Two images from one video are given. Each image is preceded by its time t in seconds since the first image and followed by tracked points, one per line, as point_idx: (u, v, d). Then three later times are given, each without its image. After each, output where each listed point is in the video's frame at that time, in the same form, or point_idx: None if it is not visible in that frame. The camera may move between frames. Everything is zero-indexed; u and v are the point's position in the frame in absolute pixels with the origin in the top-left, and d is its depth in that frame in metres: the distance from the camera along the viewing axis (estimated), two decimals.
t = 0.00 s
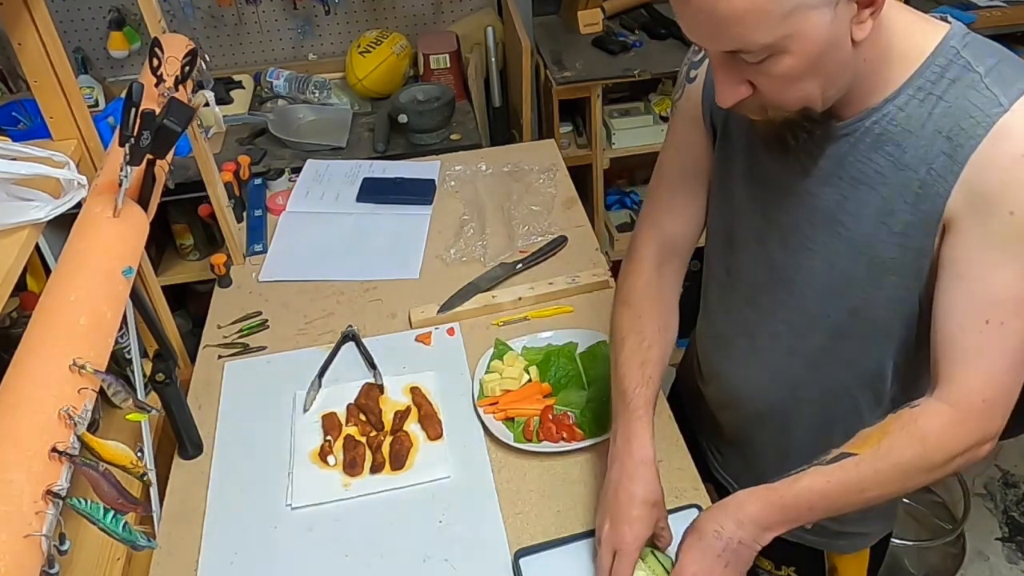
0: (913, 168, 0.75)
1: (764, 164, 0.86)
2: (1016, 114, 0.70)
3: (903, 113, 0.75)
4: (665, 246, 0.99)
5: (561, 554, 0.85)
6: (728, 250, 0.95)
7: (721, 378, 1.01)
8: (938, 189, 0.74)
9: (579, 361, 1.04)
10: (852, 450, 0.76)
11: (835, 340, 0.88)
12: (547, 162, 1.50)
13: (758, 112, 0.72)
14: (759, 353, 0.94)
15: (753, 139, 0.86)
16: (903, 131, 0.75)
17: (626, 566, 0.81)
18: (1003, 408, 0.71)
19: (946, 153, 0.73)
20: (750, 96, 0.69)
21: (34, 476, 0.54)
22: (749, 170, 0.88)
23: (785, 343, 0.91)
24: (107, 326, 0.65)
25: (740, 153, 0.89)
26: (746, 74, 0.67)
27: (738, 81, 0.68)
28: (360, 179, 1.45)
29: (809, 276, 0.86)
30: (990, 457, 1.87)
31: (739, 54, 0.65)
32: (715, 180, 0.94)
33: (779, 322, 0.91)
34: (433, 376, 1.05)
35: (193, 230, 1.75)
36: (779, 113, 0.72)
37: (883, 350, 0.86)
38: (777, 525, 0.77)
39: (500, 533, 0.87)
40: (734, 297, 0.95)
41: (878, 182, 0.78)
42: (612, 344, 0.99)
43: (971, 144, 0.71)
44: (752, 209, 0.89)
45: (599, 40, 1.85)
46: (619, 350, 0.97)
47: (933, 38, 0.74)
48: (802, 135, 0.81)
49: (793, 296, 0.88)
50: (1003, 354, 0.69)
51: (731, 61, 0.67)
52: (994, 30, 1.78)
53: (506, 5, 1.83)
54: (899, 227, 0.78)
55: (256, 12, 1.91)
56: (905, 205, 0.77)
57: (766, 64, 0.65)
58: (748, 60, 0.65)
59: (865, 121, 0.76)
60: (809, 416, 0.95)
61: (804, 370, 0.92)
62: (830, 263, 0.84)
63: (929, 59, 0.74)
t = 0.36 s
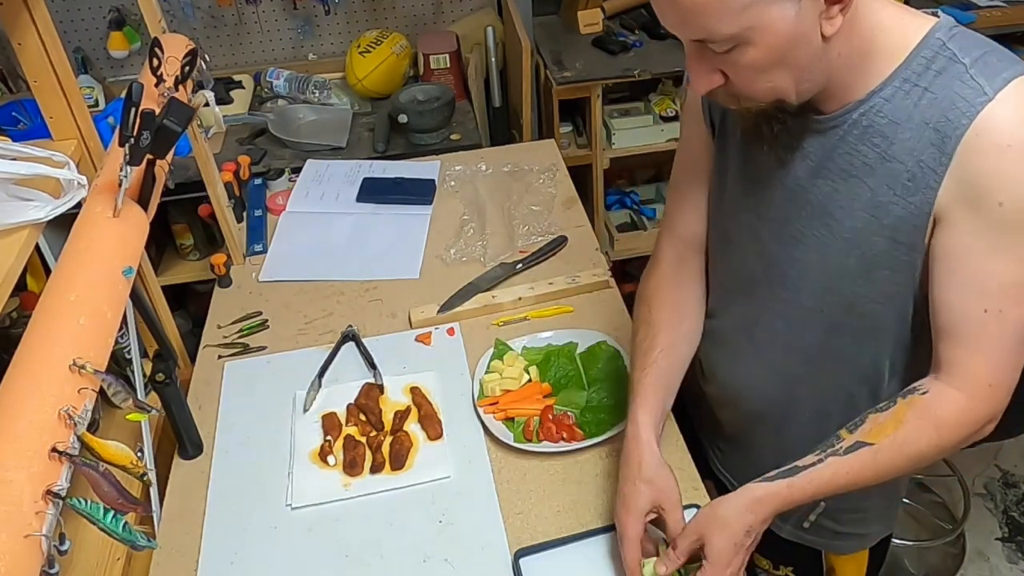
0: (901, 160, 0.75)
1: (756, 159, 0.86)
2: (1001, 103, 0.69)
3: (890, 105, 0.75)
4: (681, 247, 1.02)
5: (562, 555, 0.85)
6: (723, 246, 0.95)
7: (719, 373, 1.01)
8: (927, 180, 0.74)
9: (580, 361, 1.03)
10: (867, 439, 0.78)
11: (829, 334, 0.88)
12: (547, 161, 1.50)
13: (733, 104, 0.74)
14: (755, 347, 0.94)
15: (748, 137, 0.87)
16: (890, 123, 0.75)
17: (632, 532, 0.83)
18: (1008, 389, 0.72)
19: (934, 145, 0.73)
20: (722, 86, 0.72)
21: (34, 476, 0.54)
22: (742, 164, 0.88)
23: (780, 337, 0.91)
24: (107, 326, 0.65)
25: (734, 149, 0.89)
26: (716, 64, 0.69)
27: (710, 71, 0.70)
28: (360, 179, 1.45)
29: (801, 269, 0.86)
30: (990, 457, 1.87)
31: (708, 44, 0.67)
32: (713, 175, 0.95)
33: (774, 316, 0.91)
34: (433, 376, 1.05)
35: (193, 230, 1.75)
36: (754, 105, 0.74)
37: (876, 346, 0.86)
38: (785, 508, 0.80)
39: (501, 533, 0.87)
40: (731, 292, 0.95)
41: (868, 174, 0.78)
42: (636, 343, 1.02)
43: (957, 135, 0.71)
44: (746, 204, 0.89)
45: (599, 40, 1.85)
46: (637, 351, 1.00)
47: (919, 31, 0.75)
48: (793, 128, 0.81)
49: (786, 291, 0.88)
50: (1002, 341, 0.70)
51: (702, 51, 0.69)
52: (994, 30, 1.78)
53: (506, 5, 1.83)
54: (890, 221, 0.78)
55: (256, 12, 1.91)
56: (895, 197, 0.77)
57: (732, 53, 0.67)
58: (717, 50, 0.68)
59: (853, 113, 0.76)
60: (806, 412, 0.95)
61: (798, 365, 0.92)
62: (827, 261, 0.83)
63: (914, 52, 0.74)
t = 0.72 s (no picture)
0: (880, 158, 0.75)
1: (748, 152, 0.87)
2: (977, 107, 0.68)
3: (872, 103, 0.74)
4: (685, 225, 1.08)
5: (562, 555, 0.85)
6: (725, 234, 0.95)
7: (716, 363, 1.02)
8: (905, 180, 0.73)
9: (579, 360, 1.05)
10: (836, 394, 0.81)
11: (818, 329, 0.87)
12: (547, 162, 1.50)
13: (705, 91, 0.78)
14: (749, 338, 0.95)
15: (742, 130, 0.87)
16: (871, 121, 0.75)
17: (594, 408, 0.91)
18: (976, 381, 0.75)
19: (912, 144, 0.72)
20: (692, 75, 0.75)
21: (34, 476, 0.54)
22: (736, 157, 0.89)
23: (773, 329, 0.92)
24: (107, 326, 0.65)
25: (730, 141, 0.90)
26: (686, 55, 0.73)
27: (681, 60, 0.74)
28: (360, 179, 1.45)
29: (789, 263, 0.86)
30: (990, 457, 1.87)
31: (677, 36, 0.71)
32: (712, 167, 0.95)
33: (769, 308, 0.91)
34: (433, 376, 1.05)
35: (193, 230, 1.75)
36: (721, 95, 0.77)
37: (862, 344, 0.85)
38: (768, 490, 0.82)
39: (501, 534, 0.87)
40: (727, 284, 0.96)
41: (849, 170, 0.77)
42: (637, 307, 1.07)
43: (934, 137, 0.71)
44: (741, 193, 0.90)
45: (599, 40, 1.85)
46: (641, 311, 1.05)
47: (907, 30, 0.74)
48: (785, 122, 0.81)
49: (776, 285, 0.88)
50: (972, 339, 0.72)
51: (673, 42, 0.73)
52: (994, 30, 1.78)
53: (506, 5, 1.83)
54: (870, 218, 0.77)
55: (256, 12, 1.91)
56: (875, 195, 0.76)
57: (697, 48, 0.71)
58: (685, 43, 0.71)
59: (836, 110, 0.76)
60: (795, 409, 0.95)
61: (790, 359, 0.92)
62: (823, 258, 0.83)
63: (899, 51, 0.73)
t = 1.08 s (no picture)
0: (824, 151, 0.77)
1: (722, 138, 0.89)
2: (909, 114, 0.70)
3: (822, 99, 0.76)
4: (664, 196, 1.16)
5: (561, 554, 0.85)
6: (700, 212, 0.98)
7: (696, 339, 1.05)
8: (846, 176, 0.75)
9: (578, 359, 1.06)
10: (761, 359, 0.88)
11: (775, 305, 0.91)
12: (547, 162, 1.50)
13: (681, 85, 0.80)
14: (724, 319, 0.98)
15: (718, 117, 0.89)
16: (820, 116, 0.76)
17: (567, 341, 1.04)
18: (890, 367, 0.78)
19: (851, 142, 0.74)
20: (666, 70, 0.78)
21: (34, 476, 0.54)
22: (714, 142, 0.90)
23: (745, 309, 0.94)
24: (106, 326, 0.65)
25: (710, 127, 0.91)
26: (657, 50, 0.76)
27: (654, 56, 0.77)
28: (360, 179, 1.45)
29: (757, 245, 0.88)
30: (990, 457, 1.87)
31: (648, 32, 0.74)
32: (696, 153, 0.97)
33: (739, 281, 0.94)
34: (433, 376, 1.05)
35: (193, 230, 1.75)
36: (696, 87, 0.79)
37: (825, 325, 0.88)
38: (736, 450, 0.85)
39: (501, 534, 0.87)
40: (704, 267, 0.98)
41: (799, 160, 0.79)
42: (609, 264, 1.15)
43: (870, 138, 0.73)
44: (710, 173, 0.93)
45: (599, 41, 1.85)
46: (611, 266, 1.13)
47: (863, 31, 0.75)
48: (746, 108, 0.83)
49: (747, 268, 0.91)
50: (884, 329, 0.75)
51: (645, 39, 0.75)
52: (994, 30, 1.78)
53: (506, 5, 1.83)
54: (815, 208, 0.79)
55: (256, 12, 1.91)
56: (819, 186, 0.78)
57: (668, 43, 0.73)
58: (656, 39, 0.74)
59: (790, 102, 0.78)
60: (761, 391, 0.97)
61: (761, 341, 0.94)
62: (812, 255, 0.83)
63: (851, 52, 0.75)
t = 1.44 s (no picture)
0: (801, 124, 0.77)
1: (703, 121, 0.89)
2: (880, 81, 0.71)
3: (796, 75, 0.77)
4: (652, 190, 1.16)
5: (561, 555, 0.85)
6: (686, 195, 0.99)
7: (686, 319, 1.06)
8: (823, 149, 0.76)
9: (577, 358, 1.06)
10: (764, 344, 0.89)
11: (761, 284, 0.91)
12: (547, 162, 1.50)
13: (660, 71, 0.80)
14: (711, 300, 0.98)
15: (699, 102, 0.89)
16: (795, 92, 0.77)
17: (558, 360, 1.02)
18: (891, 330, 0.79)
19: (827, 114, 0.75)
20: (646, 55, 0.78)
21: (34, 476, 0.54)
22: (695, 124, 0.91)
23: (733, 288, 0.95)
24: (106, 325, 0.65)
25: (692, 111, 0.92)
26: (637, 36, 0.75)
27: (634, 43, 0.77)
28: (360, 179, 1.45)
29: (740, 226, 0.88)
30: (990, 457, 1.87)
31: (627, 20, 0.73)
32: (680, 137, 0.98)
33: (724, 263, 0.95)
34: (433, 376, 1.05)
35: (193, 230, 1.75)
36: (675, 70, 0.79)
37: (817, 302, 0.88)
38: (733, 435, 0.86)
39: (501, 534, 0.87)
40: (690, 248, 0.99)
41: (778, 136, 0.80)
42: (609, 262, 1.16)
43: (844, 108, 0.73)
44: (692, 155, 0.94)
45: (599, 41, 1.85)
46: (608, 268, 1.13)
47: (829, 8, 0.76)
48: (724, 89, 0.84)
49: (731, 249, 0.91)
50: (879, 295, 0.76)
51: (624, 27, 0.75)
52: (994, 30, 1.78)
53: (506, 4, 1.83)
54: (797, 182, 0.80)
55: (256, 12, 1.91)
56: (799, 158, 0.78)
57: (650, 29, 0.73)
58: (636, 26, 0.74)
59: (766, 81, 0.79)
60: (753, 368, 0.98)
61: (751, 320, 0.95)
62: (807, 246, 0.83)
63: (820, 27, 0.76)
